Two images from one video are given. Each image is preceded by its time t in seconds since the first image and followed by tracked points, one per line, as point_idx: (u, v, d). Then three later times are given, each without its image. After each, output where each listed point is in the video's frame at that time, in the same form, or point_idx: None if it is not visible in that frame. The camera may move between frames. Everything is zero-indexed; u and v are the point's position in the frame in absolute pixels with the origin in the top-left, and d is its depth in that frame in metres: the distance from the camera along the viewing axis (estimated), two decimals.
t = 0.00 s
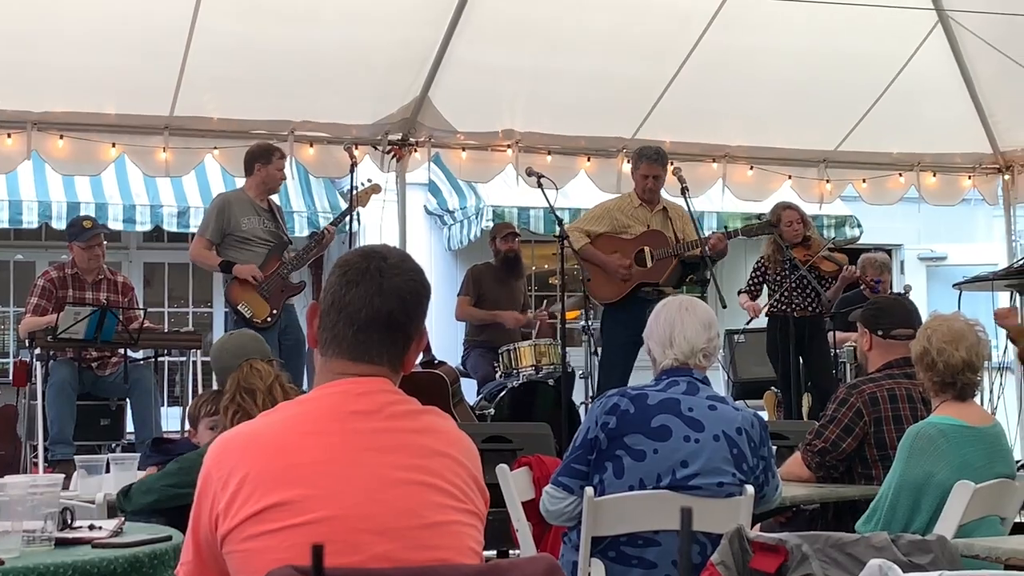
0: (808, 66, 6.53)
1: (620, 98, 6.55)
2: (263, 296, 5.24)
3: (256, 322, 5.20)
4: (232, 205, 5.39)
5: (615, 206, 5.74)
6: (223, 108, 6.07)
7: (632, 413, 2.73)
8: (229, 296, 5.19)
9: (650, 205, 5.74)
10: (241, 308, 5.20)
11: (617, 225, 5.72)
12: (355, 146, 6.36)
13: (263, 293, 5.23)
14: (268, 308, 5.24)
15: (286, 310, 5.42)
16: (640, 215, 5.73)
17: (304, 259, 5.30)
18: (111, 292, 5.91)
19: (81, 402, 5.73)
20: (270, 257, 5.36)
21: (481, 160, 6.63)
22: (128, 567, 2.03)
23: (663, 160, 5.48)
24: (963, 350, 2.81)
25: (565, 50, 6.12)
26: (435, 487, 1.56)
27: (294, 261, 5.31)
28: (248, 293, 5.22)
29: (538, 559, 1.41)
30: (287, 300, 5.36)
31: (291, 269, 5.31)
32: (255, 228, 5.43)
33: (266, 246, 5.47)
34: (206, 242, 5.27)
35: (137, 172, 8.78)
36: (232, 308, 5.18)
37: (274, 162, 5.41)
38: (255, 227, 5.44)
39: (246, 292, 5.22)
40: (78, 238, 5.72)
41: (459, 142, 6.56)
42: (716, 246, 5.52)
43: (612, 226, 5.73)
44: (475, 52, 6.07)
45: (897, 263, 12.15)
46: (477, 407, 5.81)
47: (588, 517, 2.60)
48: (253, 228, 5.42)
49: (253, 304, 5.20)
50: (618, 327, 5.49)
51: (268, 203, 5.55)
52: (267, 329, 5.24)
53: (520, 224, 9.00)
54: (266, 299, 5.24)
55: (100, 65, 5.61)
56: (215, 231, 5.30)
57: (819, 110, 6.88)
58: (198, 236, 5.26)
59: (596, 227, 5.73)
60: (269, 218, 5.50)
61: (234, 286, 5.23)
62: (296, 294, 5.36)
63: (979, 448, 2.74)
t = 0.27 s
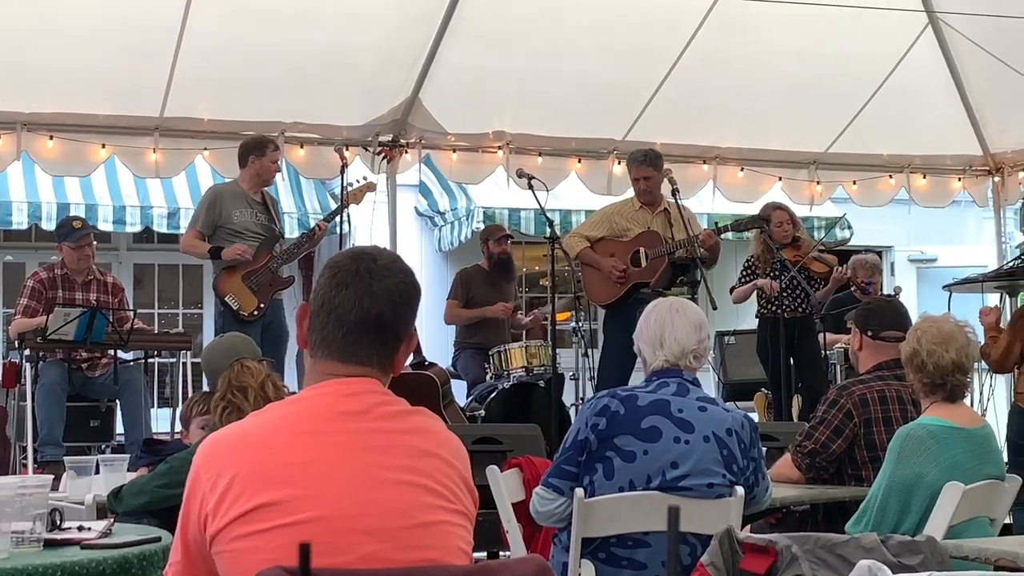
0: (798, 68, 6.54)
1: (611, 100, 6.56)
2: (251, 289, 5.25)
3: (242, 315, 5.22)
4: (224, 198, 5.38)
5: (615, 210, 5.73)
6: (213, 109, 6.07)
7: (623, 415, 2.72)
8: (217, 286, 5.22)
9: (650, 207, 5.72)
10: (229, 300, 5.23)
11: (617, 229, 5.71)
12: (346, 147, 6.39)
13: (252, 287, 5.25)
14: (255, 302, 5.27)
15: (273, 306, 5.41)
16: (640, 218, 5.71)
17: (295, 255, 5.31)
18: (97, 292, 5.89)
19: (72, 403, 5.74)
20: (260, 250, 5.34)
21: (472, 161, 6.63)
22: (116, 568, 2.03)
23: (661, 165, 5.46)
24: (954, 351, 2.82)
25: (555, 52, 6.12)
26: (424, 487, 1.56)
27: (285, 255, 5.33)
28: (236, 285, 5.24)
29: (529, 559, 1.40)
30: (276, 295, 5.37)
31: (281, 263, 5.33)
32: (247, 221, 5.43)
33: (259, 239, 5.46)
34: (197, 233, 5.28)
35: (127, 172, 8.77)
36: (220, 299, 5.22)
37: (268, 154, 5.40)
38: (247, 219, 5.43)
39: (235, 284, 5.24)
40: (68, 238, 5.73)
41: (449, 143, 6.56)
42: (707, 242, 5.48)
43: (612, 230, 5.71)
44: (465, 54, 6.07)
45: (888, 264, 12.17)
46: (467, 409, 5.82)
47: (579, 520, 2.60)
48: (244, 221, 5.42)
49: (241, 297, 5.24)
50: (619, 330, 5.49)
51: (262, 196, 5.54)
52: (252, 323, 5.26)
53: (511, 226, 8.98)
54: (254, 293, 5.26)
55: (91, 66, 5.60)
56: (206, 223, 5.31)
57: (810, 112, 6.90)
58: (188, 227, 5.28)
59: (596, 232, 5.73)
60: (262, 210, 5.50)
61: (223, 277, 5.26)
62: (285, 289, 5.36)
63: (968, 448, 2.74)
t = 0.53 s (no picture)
0: (789, 68, 6.55)
1: (602, 100, 6.57)
2: (232, 295, 5.24)
3: (221, 320, 5.22)
4: (218, 198, 5.38)
5: (610, 212, 5.77)
6: (204, 108, 6.06)
7: (613, 415, 2.72)
8: (197, 289, 5.21)
9: (646, 209, 5.71)
10: (208, 304, 5.23)
11: (611, 231, 5.75)
12: (336, 147, 6.43)
13: (231, 292, 5.22)
14: (236, 307, 5.25)
15: (257, 307, 5.39)
16: (635, 220, 5.71)
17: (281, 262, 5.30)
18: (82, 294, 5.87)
19: (62, 401, 5.74)
20: (247, 255, 5.36)
21: (462, 161, 6.63)
22: (106, 568, 2.04)
23: (653, 171, 5.38)
24: (943, 351, 2.83)
25: (547, 52, 6.13)
26: (415, 486, 1.56)
27: (271, 262, 5.32)
28: (217, 290, 5.24)
29: (519, 559, 1.41)
30: (258, 300, 5.34)
31: (264, 270, 5.32)
32: (238, 223, 5.42)
33: (248, 243, 5.46)
34: (186, 230, 5.30)
35: (117, 171, 8.77)
36: (199, 302, 5.21)
37: (270, 158, 5.39)
38: (239, 220, 5.43)
39: (216, 288, 5.24)
40: (56, 237, 5.72)
41: (440, 142, 6.56)
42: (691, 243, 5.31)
43: (606, 232, 5.76)
44: (457, 55, 6.08)
45: (878, 264, 12.18)
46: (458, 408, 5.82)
47: (569, 519, 2.61)
48: (236, 223, 5.42)
49: (221, 302, 5.23)
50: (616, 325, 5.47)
51: (259, 197, 5.53)
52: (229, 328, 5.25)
53: (502, 225, 9.02)
54: (235, 298, 5.24)
55: (80, 65, 5.59)
56: (196, 221, 5.32)
57: (800, 112, 6.91)
58: (178, 223, 5.29)
59: (591, 234, 5.78)
60: (256, 213, 5.48)
61: (205, 280, 5.24)
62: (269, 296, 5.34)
63: (957, 448, 2.75)
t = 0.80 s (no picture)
0: (776, 66, 6.56)
1: (590, 96, 6.58)
2: (212, 295, 5.24)
3: (199, 318, 5.23)
4: (207, 194, 5.36)
5: (603, 204, 5.79)
6: (191, 103, 6.05)
7: (600, 410, 2.73)
8: (179, 287, 5.24)
9: (637, 202, 5.70)
10: (187, 300, 5.25)
11: (602, 223, 5.76)
12: (324, 143, 6.40)
13: (213, 292, 5.23)
14: (215, 307, 5.25)
15: (238, 307, 5.36)
16: (626, 212, 5.73)
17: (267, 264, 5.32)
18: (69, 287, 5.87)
19: (48, 398, 5.70)
20: (232, 256, 5.36)
21: (450, 157, 6.64)
22: (91, 563, 2.06)
23: (643, 165, 5.38)
24: (929, 347, 2.83)
25: (535, 48, 6.13)
26: (401, 482, 1.56)
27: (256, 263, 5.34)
28: (197, 289, 5.24)
29: (505, 555, 1.38)
30: (240, 301, 5.34)
31: (247, 272, 5.33)
32: (226, 222, 5.41)
33: (233, 244, 5.46)
34: (173, 225, 5.29)
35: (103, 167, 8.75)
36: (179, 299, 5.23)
37: (263, 159, 5.35)
38: (227, 219, 5.42)
39: (196, 287, 5.24)
40: (38, 234, 5.69)
41: (428, 139, 6.58)
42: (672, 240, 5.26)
43: (598, 223, 5.77)
44: (444, 50, 6.08)
45: (864, 260, 12.21)
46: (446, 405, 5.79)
47: (556, 515, 2.61)
48: (224, 222, 5.41)
49: (199, 301, 5.23)
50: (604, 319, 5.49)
51: (249, 196, 5.51)
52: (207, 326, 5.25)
53: (489, 221, 9.01)
54: (215, 297, 5.24)
55: (67, 61, 5.58)
56: (184, 216, 5.30)
57: (787, 109, 6.93)
58: (165, 218, 5.28)
59: (583, 225, 5.81)
60: (244, 212, 5.47)
61: (186, 278, 5.26)
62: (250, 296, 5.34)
63: (943, 445, 2.76)
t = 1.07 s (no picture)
0: (758, 61, 6.58)
1: (574, 92, 6.58)
2: (199, 286, 5.25)
3: (188, 310, 5.23)
4: (180, 188, 5.35)
5: (584, 200, 5.79)
6: (172, 97, 6.04)
7: (582, 405, 2.73)
8: (163, 282, 5.24)
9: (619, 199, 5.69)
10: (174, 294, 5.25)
11: (583, 219, 5.77)
12: (306, 137, 6.36)
13: (199, 283, 5.24)
14: (204, 298, 5.26)
15: (224, 299, 5.37)
16: (606, 209, 5.71)
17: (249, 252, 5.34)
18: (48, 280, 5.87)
19: (28, 392, 5.71)
20: (213, 246, 5.36)
21: (433, 152, 6.62)
22: (71, 558, 2.05)
23: (627, 161, 5.41)
24: (909, 343, 2.86)
25: (517, 42, 6.14)
26: (382, 476, 1.56)
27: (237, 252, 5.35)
28: (183, 282, 5.25)
29: (486, 551, 1.39)
30: (226, 290, 5.35)
31: (231, 261, 5.34)
32: (203, 214, 5.39)
33: (213, 235, 5.43)
34: (151, 223, 5.26)
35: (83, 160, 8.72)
36: (166, 294, 5.24)
37: (231, 150, 5.35)
38: (205, 211, 5.40)
39: (182, 280, 5.25)
40: (15, 227, 5.68)
41: (410, 134, 6.55)
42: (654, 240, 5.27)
43: (578, 219, 5.78)
44: (427, 45, 6.07)
45: (846, 257, 12.25)
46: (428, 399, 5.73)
47: (537, 509, 2.61)
48: (201, 213, 5.39)
49: (188, 293, 5.24)
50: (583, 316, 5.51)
51: (221, 187, 5.49)
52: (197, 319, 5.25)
53: (472, 217, 9.02)
54: (202, 288, 5.25)
55: (47, 55, 5.56)
56: (160, 214, 5.28)
57: (770, 105, 6.94)
58: (142, 216, 5.25)
59: (564, 220, 5.81)
60: (220, 204, 5.45)
61: (171, 272, 5.26)
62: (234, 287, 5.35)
63: (923, 439, 2.77)
